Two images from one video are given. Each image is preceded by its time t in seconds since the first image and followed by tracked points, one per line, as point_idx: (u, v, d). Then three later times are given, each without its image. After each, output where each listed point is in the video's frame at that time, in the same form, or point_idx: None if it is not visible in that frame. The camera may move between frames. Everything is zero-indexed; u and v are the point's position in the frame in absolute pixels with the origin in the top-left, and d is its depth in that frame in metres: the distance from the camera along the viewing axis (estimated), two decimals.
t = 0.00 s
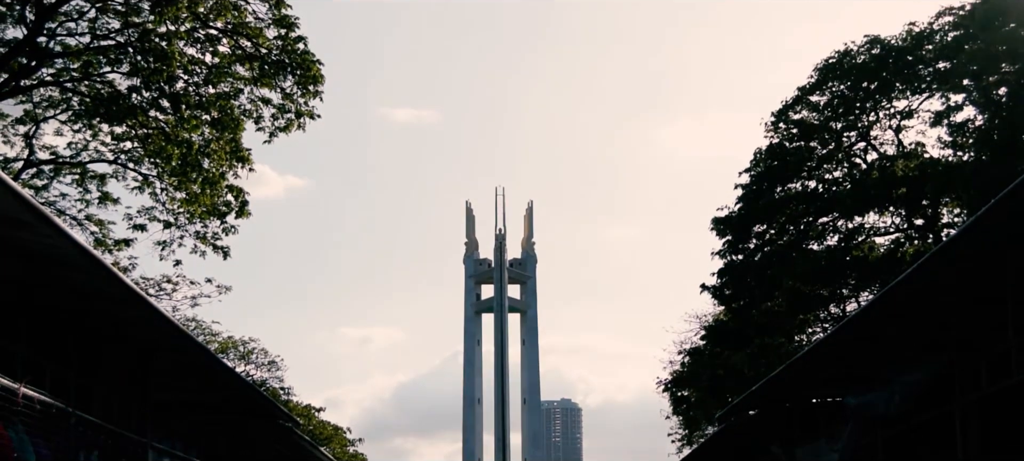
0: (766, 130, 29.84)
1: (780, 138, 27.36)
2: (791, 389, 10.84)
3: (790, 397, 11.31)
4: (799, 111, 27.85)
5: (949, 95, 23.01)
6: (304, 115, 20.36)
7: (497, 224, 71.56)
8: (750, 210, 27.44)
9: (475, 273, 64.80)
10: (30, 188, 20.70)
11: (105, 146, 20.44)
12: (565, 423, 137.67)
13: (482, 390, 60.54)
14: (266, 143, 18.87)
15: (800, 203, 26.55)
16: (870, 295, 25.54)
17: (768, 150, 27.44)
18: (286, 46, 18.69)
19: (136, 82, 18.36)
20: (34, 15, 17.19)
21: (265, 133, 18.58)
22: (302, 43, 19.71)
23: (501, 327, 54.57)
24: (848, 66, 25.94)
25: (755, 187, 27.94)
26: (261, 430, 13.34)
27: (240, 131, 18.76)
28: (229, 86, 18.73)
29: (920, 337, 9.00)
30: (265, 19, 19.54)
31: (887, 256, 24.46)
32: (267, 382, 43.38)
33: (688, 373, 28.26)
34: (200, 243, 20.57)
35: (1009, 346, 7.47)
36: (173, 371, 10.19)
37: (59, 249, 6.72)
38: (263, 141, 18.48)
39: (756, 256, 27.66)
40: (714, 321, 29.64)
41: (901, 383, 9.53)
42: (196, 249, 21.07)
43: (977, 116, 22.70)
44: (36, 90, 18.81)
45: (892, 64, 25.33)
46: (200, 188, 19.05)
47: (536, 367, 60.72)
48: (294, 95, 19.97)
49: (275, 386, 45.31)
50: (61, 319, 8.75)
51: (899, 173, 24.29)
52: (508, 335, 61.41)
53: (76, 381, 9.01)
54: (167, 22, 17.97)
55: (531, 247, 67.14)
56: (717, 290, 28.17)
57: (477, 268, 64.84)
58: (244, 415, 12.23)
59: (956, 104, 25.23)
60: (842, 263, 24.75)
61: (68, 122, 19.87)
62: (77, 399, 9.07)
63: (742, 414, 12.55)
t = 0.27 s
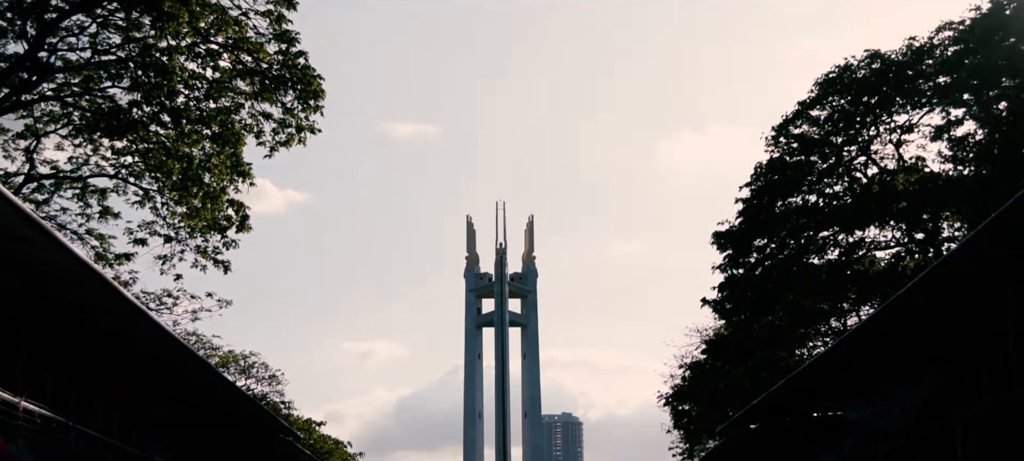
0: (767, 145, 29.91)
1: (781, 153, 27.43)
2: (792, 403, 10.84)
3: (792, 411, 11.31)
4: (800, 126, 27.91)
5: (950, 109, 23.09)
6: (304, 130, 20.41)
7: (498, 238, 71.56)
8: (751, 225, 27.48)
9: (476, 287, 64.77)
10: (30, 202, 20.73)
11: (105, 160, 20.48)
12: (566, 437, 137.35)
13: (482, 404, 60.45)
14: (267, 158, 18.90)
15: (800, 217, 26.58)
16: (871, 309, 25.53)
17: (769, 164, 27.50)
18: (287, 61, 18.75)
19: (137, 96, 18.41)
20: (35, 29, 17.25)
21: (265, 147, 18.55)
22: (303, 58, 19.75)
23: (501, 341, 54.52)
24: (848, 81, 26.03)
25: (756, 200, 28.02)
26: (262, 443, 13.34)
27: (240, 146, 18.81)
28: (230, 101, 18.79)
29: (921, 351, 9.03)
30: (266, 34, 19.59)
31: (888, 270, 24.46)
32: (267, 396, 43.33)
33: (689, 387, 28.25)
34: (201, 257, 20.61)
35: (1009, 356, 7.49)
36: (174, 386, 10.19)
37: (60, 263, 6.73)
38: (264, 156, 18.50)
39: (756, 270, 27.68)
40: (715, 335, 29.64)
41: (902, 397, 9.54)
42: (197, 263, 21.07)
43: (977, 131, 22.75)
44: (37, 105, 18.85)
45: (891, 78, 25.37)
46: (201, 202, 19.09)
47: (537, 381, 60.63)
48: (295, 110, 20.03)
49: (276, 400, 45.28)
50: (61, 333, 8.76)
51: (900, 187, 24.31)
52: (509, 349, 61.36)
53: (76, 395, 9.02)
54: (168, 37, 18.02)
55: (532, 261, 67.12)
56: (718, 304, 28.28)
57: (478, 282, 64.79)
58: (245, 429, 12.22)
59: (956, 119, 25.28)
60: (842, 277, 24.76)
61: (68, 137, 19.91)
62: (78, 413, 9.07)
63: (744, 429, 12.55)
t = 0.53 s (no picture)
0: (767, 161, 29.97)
1: (781, 169, 27.57)
2: (794, 418, 10.83)
3: (794, 426, 11.29)
4: (800, 142, 27.97)
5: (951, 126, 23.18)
6: (305, 146, 20.45)
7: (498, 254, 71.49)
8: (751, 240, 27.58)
9: (476, 303, 64.70)
10: (31, 218, 20.74)
11: (106, 176, 20.51)
12: (567, 453, 137.00)
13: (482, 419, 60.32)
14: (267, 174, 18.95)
15: (801, 232, 26.60)
16: (872, 325, 25.51)
17: (769, 180, 27.56)
18: (288, 78, 18.80)
19: (138, 113, 18.45)
20: (36, 47, 17.30)
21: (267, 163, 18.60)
22: (303, 76, 19.81)
23: (501, 357, 54.43)
24: (848, 98, 26.18)
25: (756, 216, 28.15)
26: (263, 456, 13.29)
27: (241, 162, 18.88)
28: (231, 118, 18.86)
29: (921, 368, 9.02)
30: (266, 51, 19.65)
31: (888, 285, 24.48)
32: (268, 411, 43.29)
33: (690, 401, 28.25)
34: (201, 273, 20.63)
35: (1008, 372, 7.47)
36: (174, 402, 10.17)
37: (59, 281, 6.73)
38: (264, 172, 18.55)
39: (757, 285, 27.84)
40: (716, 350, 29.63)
41: (904, 413, 9.52)
42: (197, 279, 21.08)
43: (977, 148, 22.80)
44: (38, 122, 18.89)
45: (892, 95, 25.38)
46: (202, 218, 19.11)
47: (537, 397, 60.50)
48: (295, 127, 20.06)
49: (276, 415, 45.26)
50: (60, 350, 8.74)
51: (900, 203, 24.33)
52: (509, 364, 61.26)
53: (76, 412, 9.01)
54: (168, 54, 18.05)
55: (532, 277, 67.06)
56: (718, 319, 28.37)
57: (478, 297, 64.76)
58: (245, 444, 12.18)
59: (956, 136, 25.33)
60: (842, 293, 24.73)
61: (69, 154, 19.95)
62: (77, 430, 9.06)
63: (746, 442, 12.54)
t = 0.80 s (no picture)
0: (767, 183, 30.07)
1: (781, 192, 27.74)
2: (794, 437, 10.84)
3: (795, 445, 11.29)
4: (800, 165, 28.03)
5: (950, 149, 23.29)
6: (306, 169, 20.50)
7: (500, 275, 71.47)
8: (751, 262, 27.80)
9: (477, 323, 64.65)
10: (31, 241, 20.78)
11: (106, 199, 20.55)
12: None
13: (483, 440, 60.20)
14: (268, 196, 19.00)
15: (801, 254, 26.66)
16: (872, 346, 25.29)
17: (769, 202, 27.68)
18: (289, 102, 18.89)
19: (139, 136, 18.52)
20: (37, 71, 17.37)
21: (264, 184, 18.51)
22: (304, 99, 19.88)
23: (502, 378, 54.32)
24: (849, 121, 26.40)
25: (756, 238, 28.32)
26: None
27: (241, 186, 18.95)
28: (231, 141, 18.93)
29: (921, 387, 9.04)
30: (267, 75, 19.72)
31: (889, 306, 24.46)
32: (268, 431, 43.21)
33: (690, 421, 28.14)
34: (201, 295, 20.67)
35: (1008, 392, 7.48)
36: (173, 425, 10.18)
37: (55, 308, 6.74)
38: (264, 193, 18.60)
39: (757, 306, 27.94)
40: (716, 371, 29.64)
41: (905, 432, 9.54)
42: (198, 300, 21.08)
43: (978, 170, 22.86)
44: (38, 145, 18.93)
45: (891, 118, 25.47)
46: (202, 241, 19.14)
47: (538, 417, 60.40)
48: (296, 150, 20.11)
49: (276, 435, 45.16)
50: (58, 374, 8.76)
51: (901, 225, 24.36)
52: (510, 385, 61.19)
53: (73, 435, 9.03)
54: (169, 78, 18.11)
55: (533, 297, 67.04)
56: (719, 340, 28.45)
57: (479, 318, 64.68)
58: None
59: (956, 159, 25.39)
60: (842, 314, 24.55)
61: (69, 177, 20.00)
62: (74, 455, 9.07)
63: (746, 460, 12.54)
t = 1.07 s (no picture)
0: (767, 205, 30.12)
1: (782, 214, 27.81)
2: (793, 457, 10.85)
3: None
4: (801, 188, 28.08)
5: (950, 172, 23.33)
6: (307, 192, 20.55)
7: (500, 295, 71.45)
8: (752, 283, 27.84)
9: (476, 344, 64.57)
10: (31, 262, 20.79)
11: (107, 222, 20.57)
12: None
13: None
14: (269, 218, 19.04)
15: (801, 275, 26.69)
16: (872, 365, 25.31)
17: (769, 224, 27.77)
18: (290, 126, 18.97)
19: (140, 159, 18.57)
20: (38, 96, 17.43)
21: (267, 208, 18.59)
22: (305, 123, 19.95)
23: (502, 399, 54.21)
24: (850, 144, 26.52)
25: (757, 260, 28.36)
26: None
27: (242, 208, 18.99)
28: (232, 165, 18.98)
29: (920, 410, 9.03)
30: (267, 100, 19.80)
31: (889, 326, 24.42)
32: (268, 450, 43.10)
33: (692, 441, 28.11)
34: (202, 316, 20.68)
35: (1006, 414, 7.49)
36: (171, 447, 10.17)
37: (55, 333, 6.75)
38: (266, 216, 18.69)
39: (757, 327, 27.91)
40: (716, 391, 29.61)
41: (902, 452, 9.53)
42: (198, 322, 21.07)
43: (978, 192, 22.89)
44: (39, 168, 18.97)
45: (892, 140, 25.57)
46: (203, 262, 19.14)
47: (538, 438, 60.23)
48: (297, 173, 20.16)
49: (276, 455, 45.02)
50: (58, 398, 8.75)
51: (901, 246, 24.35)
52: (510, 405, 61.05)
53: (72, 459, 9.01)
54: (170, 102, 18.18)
55: (533, 318, 66.98)
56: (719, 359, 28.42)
57: (479, 338, 64.63)
58: None
59: (955, 181, 25.45)
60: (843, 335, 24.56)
61: (70, 200, 20.03)
62: None
63: None
